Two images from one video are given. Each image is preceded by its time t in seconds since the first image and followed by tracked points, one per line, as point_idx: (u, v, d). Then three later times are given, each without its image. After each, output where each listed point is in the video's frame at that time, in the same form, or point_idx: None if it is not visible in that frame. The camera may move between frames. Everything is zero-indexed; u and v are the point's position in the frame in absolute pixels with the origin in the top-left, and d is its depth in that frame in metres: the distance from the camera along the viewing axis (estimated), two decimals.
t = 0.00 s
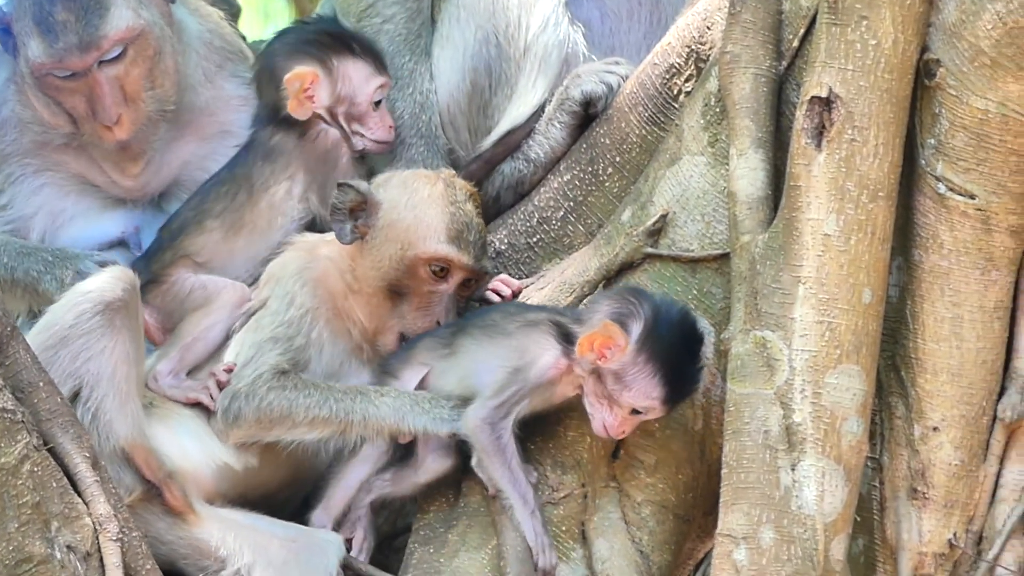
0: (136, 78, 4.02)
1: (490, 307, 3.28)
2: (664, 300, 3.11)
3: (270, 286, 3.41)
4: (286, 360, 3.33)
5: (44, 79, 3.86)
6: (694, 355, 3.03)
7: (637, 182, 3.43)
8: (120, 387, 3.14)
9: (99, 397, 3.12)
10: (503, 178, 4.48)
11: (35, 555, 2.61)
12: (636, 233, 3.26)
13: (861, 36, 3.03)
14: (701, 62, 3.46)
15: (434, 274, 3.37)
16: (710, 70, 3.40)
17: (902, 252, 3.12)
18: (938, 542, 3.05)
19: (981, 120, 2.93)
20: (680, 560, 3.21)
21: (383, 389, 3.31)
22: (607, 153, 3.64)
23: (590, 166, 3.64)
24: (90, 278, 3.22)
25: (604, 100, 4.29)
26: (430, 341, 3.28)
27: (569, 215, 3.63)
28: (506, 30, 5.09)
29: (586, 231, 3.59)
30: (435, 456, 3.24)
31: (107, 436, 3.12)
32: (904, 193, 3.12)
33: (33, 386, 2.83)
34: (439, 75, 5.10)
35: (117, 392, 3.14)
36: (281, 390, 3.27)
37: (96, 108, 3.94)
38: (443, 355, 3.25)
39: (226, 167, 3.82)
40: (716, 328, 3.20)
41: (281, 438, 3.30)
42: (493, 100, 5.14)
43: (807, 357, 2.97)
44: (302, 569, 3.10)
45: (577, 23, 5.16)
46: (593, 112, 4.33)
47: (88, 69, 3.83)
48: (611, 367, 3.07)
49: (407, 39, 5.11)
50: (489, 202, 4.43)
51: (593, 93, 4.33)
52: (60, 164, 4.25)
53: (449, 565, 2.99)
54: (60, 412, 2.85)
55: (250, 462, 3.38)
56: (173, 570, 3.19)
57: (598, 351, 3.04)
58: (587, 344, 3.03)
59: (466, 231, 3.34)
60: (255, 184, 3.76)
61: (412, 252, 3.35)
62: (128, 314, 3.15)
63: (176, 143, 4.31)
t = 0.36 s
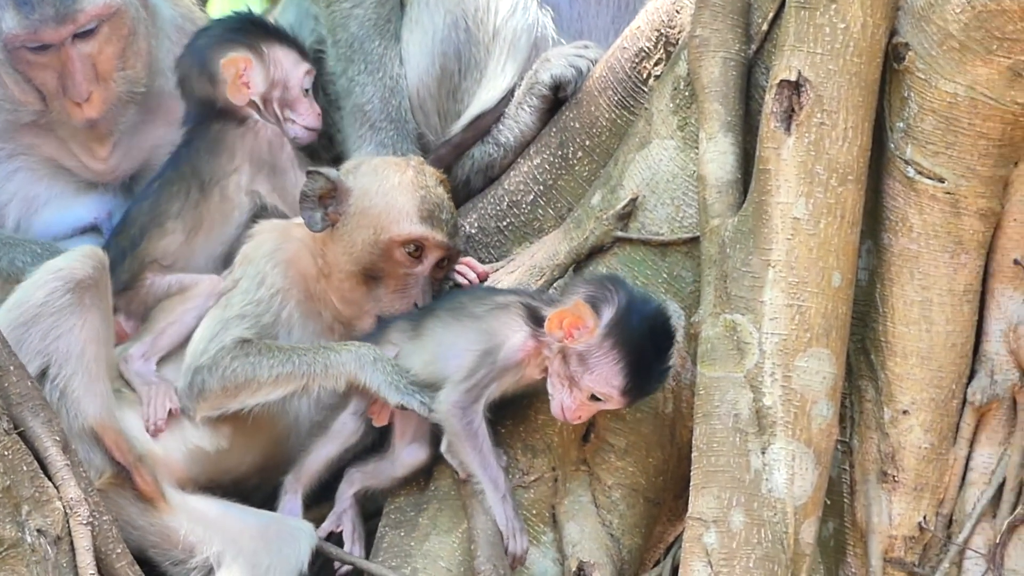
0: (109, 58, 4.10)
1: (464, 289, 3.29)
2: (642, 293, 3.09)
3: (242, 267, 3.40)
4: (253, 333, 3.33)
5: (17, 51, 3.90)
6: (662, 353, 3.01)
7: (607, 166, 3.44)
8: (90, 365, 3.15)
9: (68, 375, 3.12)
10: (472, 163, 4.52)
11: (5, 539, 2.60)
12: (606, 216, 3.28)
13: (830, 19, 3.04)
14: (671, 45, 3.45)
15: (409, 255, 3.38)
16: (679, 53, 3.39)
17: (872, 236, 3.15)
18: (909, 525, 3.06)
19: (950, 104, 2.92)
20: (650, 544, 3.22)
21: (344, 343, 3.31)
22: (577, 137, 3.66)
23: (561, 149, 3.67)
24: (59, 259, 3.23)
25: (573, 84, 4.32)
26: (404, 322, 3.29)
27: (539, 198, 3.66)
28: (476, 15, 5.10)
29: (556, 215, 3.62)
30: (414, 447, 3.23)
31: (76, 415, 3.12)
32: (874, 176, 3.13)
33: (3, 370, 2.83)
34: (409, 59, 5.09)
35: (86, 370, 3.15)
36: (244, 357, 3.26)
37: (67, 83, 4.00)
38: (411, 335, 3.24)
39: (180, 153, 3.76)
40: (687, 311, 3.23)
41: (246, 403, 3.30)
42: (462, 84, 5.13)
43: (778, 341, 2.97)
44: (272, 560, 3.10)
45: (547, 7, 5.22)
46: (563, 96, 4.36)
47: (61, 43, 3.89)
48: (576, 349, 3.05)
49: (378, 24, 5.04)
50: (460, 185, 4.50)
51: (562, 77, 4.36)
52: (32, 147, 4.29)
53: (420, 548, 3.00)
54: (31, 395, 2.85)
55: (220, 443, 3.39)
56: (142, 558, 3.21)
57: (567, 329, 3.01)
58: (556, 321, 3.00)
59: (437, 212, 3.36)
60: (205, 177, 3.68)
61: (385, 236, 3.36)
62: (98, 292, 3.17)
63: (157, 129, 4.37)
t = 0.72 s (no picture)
0: (89, 44, 4.20)
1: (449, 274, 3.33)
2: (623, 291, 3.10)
3: (227, 251, 3.42)
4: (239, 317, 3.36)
5: None
6: (638, 351, 3.03)
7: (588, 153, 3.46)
8: (78, 346, 3.15)
9: (55, 354, 3.12)
10: (454, 151, 4.57)
11: None
12: (587, 204, 3.28)
13: (811, 6, 3.04)
14: (651, 33, 3.49)
15: (392, 243, 3.39)
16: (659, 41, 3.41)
17: (852, 222, 3.15)
18: (890, 512, 3.06)
19: (930, 90, 2.93)
20: (632, 531, 3.24)
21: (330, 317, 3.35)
22: (558, 125, 3.66)
23: (541, 136, 3.67)
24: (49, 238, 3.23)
25: (554, 72, 4.35)
26: (395, 300, 3.34)
27: (520, 185, 3.66)
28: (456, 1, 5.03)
29: (537, 202, 3.63)
30: (394, 432, 3.25)
31: (64, 396, 3.11)
32: (854, 162, 3.12)
33: None
34: (390, 46, 5.06)
35: (74, 352, 3.14)
36: (229, 339, 3.30)
37: (46, 67, 4.07)
38: (398, 316, 3.28)
39: (148, 157, 3.78)
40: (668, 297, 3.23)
41: (234, 386, 3.33)
42: (443, 71, 5.09)
43: (759, 327, 2.98)
44: (254, 550, 3.09)
45: None
46: (543, 83, 4.39)
47: (43, 26, 3.97)
48: (555, 339, 3.02)
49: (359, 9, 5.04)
50: (440, 173, 4.54)
51: (543, 64, 4.38)
52: (10, 136, 4.30)
53: (402, 535, 3.00)
54: (12, 383, 2.84)
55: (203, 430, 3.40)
56: (124, 546, 3.22)
57: (548, 318, 3.01)
58: (541, 308, 3.01)
59: (419, 200, 3.36)
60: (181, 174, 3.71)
61: (369, 225, 3.37)
62: (86, 272, 3.17)
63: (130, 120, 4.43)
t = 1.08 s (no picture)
0: (89, 30, 4.37)
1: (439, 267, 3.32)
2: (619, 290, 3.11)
3: (212, 249, 3.46)
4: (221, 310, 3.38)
5: None
6: (631, 348, 3.04)
7: (576, 147, 3.45)
8: (96, 340, 3.16)
9: (73, 348, 3.12)
10: (442, 143, 4.57)
11: None
12: (574, 198, 3.27)
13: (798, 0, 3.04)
14: (639, 26, 3.49)
15: (375, 237, 3.40)
16: (647, 35, 3.41)
17: (840, 215, 3.15)
18: (878, 504, 3.06)
19: (918, 84, 2.93)
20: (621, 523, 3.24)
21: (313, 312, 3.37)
22: (546, 118, 3.65)
23: (529, 130, 3.66)
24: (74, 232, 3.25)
25: (542, 66, 4.34)
26: (379, 299, 3.35)
27: (508, 179, 3.66)
28: None
29: (525, 196, 3.63)
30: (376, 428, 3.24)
31: (70, 389, 3.12)
32: (842, 156, 3.12)
33: None
34: (379, 41, 5.05)
35: (92, 345, 3.15)
36: (212, 332, 3.32)
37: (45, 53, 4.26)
38: (387, 314, 3.29)
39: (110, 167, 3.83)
40: (656, 291, 3.23)
41: (217, 379, 3.34)
42: (431, 65, 5.07)
43: (747, 321, 2.97)
44: (244, 545, 3.09)
45: None
46: (531, 77, 4.38)
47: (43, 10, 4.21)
48: (546, 334, 3.07)
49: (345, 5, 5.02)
50: (428, 166, 4.55)
51: (531, 57, 4.37)
52: (4, 129, 4.47)
53: (390, 528, 3.00)
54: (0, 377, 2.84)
55: (191, 425, 3.39)
56: (111, 541, 3.18)
57: (538, 314, 3.05)
58: (530, 303, 3.05)
59: (404, 196, 3.39)
60: (147, 179, 3.77)
61: (351, 219, 3.39)
62: (107, 268, 3.21)
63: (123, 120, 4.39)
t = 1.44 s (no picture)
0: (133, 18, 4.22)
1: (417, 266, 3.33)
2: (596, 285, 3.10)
3: (209, 248, 3.45)
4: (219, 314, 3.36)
5: None
6: (605, 341, 3.03)
7: (569, 144, 3.44)
8: (91, 341, 3.15)
9: (69, 348, 3.11)
10: (434, 140, 4.56)
11: None
12: (568, 195, 3.26)
13: None
14: (632, 22, 3.48)
15: (379, 233, 3.44)
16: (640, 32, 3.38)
17: (833, 212, 3.14)
18: (872, 502, 3.06)
19: (911, 80, 2.93)
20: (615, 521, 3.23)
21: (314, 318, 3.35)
22: (539, 115, 3.65)
23: (522, 127, 3.65)
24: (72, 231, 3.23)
25: (535, 63, 4.37)
26: (360, 300, 3.34)
27: (502, 175, 3.66)
28: None
29: (519, 192, 3.63)
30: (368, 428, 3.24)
31: (65, 390, 3.12)
32: (836, 153, 3.12)
33: None
34: (371, 37, 5.02)
35: (87, 346, 3.14)
36: (213, 338, 3.30)
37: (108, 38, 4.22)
38: (368, 319, 3.27)
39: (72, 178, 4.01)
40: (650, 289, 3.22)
41: (218, 384, 3.33)
42: (424, 62, 5.00)
43: (740, 318, 2.97)
44: (237, 545, 3.08)
45: None
46: (524, 74, 4.40)
47: None
48: (520, 330, 3.06)
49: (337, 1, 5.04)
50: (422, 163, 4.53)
51: (524, 54, 4.40)
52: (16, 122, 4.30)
53: (384, 527, 3.00)
54: None
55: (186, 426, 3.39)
56: (105, 541, 3.17)
57: (512, 310, 3.05)
58: (504, 299, 3.04)
59: (415, 200, 3.43)
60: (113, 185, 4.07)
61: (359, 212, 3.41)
62: (106, 269, 3.19)
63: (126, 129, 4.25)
